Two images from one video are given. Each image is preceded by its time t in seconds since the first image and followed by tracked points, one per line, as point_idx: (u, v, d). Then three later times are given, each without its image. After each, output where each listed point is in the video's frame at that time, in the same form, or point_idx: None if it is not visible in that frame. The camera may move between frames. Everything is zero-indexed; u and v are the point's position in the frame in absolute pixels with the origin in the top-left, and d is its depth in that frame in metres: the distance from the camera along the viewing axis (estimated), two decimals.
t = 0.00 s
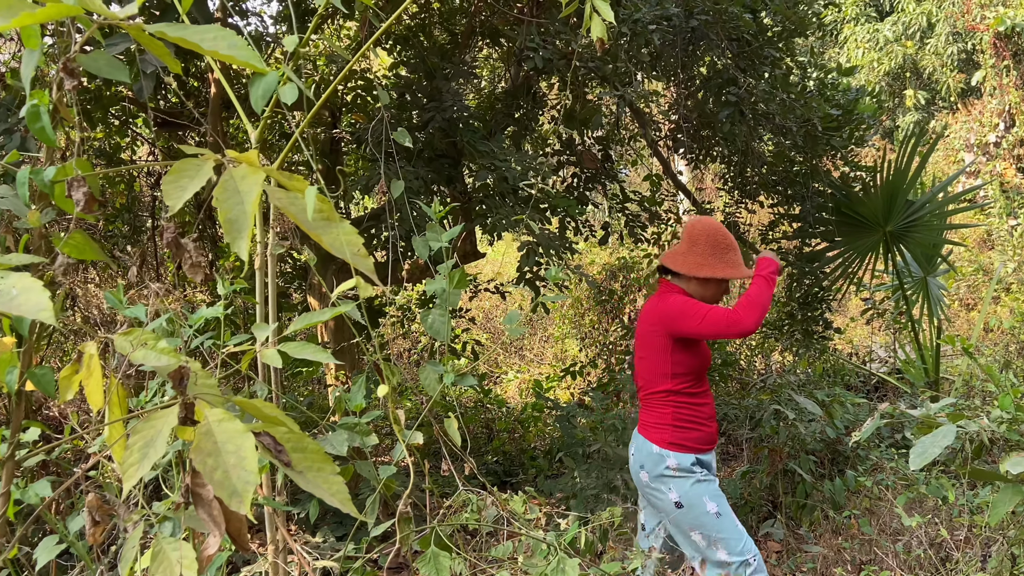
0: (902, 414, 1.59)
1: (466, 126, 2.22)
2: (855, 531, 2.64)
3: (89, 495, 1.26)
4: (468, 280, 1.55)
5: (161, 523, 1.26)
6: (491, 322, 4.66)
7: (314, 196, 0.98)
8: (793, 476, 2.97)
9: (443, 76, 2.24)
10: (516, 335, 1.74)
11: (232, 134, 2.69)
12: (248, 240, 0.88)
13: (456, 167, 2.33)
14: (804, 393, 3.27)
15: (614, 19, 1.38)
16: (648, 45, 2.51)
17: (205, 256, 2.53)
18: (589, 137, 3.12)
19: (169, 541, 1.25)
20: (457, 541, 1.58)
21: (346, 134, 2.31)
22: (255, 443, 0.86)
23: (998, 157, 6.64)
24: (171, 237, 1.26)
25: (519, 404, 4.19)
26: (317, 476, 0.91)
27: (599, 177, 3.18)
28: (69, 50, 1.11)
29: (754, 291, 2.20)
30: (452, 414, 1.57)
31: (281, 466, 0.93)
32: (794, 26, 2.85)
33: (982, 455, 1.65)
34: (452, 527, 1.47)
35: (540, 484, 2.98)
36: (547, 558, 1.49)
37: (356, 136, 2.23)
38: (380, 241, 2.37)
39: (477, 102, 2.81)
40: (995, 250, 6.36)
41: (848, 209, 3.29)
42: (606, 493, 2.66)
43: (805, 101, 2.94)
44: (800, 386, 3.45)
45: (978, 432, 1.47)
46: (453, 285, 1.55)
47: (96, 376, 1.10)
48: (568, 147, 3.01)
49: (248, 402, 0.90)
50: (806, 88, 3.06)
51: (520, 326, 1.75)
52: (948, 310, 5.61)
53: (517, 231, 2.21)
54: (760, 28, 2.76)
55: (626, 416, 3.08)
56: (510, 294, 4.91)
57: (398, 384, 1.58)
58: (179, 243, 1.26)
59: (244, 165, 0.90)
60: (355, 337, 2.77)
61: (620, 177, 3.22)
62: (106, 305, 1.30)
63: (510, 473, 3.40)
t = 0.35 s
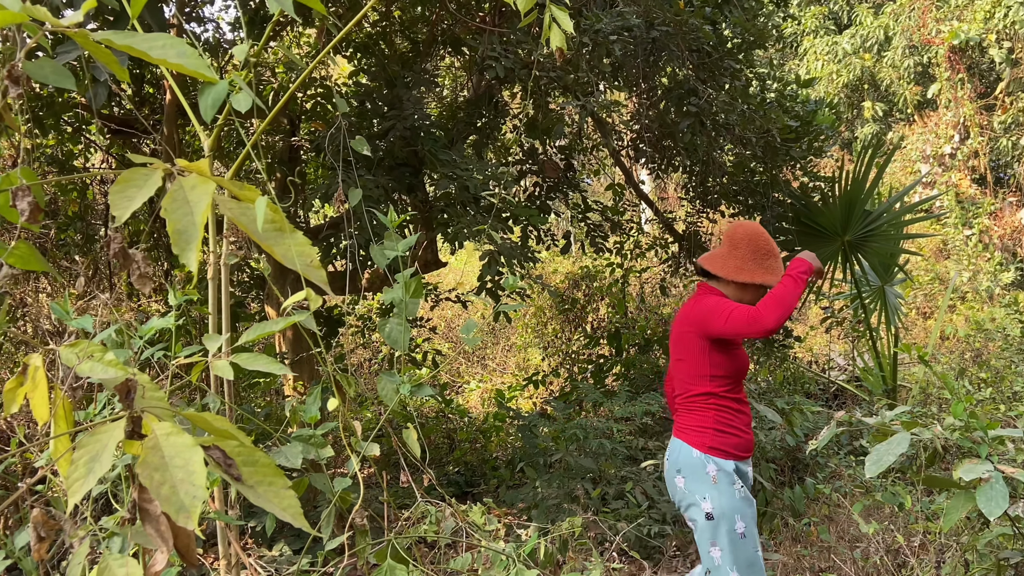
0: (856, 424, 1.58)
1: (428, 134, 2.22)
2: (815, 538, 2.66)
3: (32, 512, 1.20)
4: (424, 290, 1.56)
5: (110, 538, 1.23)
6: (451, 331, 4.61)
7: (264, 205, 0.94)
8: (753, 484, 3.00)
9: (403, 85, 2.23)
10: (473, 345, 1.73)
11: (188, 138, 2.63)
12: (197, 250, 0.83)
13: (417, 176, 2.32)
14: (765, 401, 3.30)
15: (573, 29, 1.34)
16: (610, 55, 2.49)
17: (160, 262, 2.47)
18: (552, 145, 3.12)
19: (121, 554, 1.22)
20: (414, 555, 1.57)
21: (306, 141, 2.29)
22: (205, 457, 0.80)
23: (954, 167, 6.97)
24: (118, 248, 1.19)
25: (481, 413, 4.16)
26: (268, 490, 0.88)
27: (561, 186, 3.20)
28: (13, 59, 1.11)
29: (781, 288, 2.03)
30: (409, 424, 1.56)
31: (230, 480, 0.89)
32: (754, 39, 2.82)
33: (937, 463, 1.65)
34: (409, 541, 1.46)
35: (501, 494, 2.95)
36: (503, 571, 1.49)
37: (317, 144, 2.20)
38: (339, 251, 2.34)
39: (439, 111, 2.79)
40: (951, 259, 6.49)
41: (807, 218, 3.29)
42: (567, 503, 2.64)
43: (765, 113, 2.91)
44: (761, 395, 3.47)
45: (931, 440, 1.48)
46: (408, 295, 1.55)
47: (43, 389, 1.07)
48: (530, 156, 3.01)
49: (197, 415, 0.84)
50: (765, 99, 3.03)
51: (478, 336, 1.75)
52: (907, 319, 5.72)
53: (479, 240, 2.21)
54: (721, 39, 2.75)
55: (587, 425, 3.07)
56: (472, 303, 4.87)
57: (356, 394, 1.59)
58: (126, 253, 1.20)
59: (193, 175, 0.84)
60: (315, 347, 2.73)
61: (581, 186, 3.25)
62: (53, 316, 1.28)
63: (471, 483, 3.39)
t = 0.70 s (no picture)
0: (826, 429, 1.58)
1: (391, 141, 2.21)
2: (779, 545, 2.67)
3: None
4: (385, 297, 1.55)
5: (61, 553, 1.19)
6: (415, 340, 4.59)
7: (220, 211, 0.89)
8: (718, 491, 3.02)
9: (366, 91, 2.22)
10: (435, 354, 1.72)
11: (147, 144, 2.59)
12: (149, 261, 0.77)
13: (380, 183, 2.31)
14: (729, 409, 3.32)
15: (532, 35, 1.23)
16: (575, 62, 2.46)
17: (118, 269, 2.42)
18: (517, 153, 3.12)
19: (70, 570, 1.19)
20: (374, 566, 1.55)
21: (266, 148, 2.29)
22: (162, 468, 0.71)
23: (914, 177, 6.98)
24: (69, 255, 1.15)
25: (445, 423, 4.14)
26: (224, 501, 0.79)
27: (525, 195, 3.21)
28: None
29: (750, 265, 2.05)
30: (370, 433, 1.53)
31: (184, 493, 0.80)
32: (717, 48, 2.83)
33: (897, 470, 1.65)
34: (369, 552, 1.44)
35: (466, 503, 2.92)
36: None
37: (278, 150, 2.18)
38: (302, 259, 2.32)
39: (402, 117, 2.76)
40: (912, 267, 6.62)
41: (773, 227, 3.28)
42: (531, 512, 2.62)
43: (728, 122, 2.92)
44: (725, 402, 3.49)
45: (888, 448, 1.48)
46: (367, 304, 1.53)
47: None
48: (495, 163, 3.00)
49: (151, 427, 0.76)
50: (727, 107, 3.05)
51: (440, 344, 1.74)
52: (869, 326, 5.81)
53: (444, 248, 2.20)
54: (684, 48, 2.76)
55: (551, 433, 3.06)
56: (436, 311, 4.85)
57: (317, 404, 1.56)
58: (77, 261, 1.16)
59: (146, 181, 0.79)
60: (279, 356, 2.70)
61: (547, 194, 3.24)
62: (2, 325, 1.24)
63: (435, 492, 3.37)
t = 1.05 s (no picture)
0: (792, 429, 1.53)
1: (356, 146, 2.21)
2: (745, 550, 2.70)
3: None
4: (350, 303, 1.53)
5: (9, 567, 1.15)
6: (382, 346, 4.58)
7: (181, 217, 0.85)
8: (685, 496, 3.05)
9: (331, 96, 2.22)
10: (400, 361, 1.71)
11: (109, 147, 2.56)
12: (108, 267, 0.74)
13: (346, 189, 2.31)
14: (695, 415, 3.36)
15: (499, 43, 1.22)
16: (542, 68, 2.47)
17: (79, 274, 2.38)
18: (484, 159, 3.13)
19: None
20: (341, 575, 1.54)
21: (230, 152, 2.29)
22: (117, 481, 0.68)
23: (878, 184, 7.13)
24: (23, 260, 1.02)
25: (412, 430, 4.14)
26: (184, 513, 0.78)
27: (492, 201, 3.21)
28: None
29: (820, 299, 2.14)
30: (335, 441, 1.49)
31: (142, 503, 0.79)
32: (684, 56, 2.84)
33: (861, 475, 1.60)
34: (334, 561, 1.43)
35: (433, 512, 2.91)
36: None
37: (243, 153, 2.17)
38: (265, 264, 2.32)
39: (369, 122, 2.75)
40: (877, 273, 6.74)
41: (737, 234, 3.32)
42: (497, 519, 2.62)
43: (695, 129, 2.92)
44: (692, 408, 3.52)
45: (851, 451, 1.46)
46: (331, 310, 1.50)
47: None
48: (462, 169, 3.01)
49: (107, 437, 0.73)
50: (694, 114, 3.06)
51: (405, 351, 1.73)
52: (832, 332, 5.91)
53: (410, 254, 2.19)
54: (652, 55, 2.72)
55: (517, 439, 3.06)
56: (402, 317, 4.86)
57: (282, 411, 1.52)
58: (34, 266, 1.02)
59: (104, 187, 0.75)
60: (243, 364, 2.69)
61: (513, 200, 3.25)
62: None
63: (401, 500, 3.38)
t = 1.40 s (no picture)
0: (765, 439, 1.49)
1: (324, 150, 2.20)
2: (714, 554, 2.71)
3: None
4: (317, 310, 1.43)
5: None
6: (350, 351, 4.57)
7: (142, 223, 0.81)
8: (654, 500, 3.07)
9: (298, 99, 2.21)
10: (368, 368, 1.68)
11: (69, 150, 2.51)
12: (64, 275, 0.69)
13: (314, 193, 2.30)
14: (664, 418, 3.37)
15: (469, 47, 1.17)
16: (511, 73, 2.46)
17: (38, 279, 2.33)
18: (454, 164, 3.13)
19: None
20: None
21: (195, 155, 2.26)
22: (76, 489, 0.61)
23: (846, 190, 7.34)
24: None
25: (381, 436, 4.12)
26: (143, 523, 0.69)
27: (462, 205, 3.21)
28: None
29: (834, 350, 1.92)
30: (303, 449, 1.40)
31: (98, 515, 0.69)
32: (653, 62, 2.83)
33: (827, 477, 1.59)
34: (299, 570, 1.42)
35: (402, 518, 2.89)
36: None
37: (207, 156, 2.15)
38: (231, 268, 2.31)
39: (338, 126, 2.74)
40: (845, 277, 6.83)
41: (708, 238, 3.39)
42: (466, 526, 2.60)
43: (664, 134, 2.95)
44: (662, 413, 3.54)
45: (817, 454, 1.46)
46: (297, 318, 1.41)
47: None
48: (431, 173, 3.00)
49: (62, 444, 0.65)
50: (663, 119, 3.09)
51: (373, 357, 1.70)
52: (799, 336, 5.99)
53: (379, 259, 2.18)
54: (621, 61, 2.76)
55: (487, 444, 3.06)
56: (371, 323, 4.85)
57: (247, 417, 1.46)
58: None
59: (63, 191, 0.70)
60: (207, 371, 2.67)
61: (483, 205, 3.26)
62: None
63: (369, 507, 3.38)
